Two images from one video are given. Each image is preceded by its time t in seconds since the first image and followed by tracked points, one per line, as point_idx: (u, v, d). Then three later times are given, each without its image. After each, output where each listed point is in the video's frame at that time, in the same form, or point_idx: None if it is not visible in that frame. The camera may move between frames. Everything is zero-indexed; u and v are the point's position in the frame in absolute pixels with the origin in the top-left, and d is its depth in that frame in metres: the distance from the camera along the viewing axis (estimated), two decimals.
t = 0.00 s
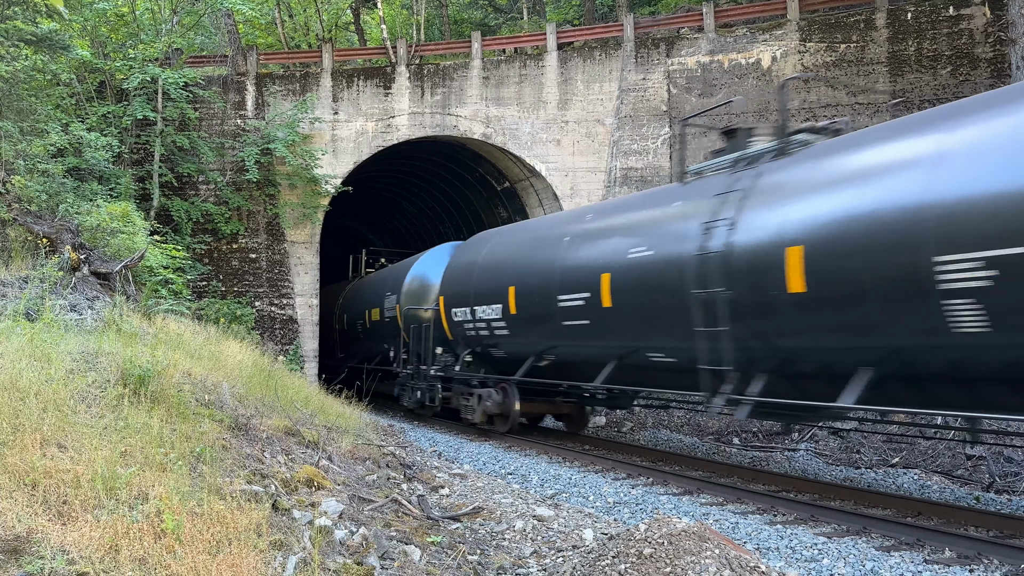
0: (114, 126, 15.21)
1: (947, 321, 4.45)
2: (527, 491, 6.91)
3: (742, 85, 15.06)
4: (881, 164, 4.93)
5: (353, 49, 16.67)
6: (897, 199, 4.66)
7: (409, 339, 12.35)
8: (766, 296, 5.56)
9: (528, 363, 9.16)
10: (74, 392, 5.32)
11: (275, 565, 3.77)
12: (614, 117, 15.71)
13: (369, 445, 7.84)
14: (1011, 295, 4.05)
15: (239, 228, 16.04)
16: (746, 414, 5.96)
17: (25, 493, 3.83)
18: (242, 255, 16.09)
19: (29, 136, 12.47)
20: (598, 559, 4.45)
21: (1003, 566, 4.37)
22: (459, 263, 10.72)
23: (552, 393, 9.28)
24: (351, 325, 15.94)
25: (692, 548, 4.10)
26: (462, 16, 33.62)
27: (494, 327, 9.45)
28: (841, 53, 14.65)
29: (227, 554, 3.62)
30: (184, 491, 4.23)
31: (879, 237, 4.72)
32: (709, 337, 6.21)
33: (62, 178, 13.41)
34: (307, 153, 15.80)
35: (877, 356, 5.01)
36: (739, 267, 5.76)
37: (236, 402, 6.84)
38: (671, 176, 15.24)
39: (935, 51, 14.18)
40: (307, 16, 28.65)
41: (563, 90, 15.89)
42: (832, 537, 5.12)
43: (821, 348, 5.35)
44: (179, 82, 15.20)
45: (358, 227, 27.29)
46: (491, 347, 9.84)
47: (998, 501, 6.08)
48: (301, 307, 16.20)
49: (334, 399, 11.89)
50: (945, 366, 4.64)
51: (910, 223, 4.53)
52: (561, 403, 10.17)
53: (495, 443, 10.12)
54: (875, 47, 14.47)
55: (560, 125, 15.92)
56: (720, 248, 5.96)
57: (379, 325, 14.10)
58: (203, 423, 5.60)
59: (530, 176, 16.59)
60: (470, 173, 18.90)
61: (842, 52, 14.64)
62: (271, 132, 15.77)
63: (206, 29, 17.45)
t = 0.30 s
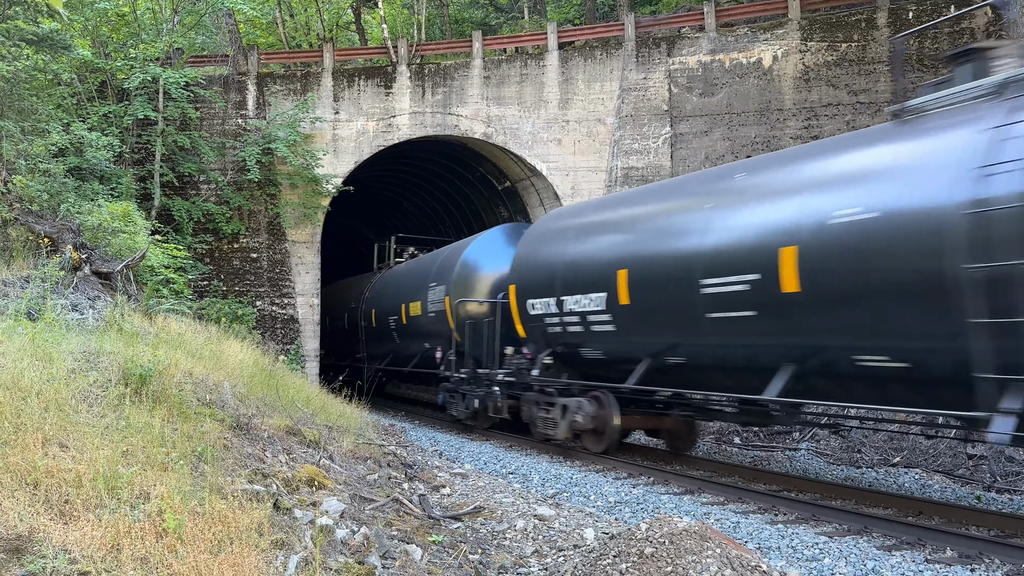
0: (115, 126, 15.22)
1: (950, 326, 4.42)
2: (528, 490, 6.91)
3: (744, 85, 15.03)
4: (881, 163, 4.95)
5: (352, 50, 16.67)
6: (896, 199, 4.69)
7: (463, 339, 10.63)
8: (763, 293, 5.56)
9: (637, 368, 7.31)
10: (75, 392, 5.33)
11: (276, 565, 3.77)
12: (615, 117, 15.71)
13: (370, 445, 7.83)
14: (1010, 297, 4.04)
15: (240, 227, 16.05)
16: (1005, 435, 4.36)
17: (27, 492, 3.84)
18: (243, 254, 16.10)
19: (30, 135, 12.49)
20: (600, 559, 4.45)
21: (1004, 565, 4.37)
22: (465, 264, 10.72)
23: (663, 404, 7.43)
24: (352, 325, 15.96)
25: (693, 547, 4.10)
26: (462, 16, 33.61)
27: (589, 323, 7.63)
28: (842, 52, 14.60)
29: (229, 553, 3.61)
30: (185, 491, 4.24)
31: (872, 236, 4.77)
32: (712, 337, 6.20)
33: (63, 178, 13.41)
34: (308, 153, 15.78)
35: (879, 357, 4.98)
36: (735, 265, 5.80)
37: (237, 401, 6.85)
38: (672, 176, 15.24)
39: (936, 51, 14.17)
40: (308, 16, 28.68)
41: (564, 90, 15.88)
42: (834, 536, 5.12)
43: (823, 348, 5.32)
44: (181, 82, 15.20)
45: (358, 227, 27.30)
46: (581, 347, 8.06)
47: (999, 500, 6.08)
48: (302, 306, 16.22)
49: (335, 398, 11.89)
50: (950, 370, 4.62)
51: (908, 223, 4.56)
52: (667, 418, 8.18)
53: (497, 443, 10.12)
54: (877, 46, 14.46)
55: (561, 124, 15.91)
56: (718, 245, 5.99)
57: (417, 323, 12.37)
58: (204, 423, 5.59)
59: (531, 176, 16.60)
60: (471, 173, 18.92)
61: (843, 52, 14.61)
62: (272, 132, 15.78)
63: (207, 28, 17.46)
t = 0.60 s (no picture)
0: (117, 126, 15.25)
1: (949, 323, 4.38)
2: (530, 490, 6.92)
3: (745, 84, 15.02)
4: (878, 157, 4.95)
5: (353, 49, 16.65)
6: (891, 194, 4.71)
7: (544, 339, 8.79)
8: (761, 288, 5.57)
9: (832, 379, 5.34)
10: (77, 391, 5.34)
11: (278, 563, 3.77)
12: (616, 116, 15.70)
13: (371, 444, 7.84)
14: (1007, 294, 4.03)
15: (241, 227, 16.07)
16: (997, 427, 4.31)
17: (30, 491, 3.85)
18: (245, 254, 16.11)
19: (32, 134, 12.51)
20: (601, 558, 4.45)
21: (1006, 565, 4.37)
22: (469, 264, 10.74)
23: (858, 423, 5.38)
24: (353, 324, 15.96)
25: (694, 547, 4.10)
26: (464, 15, 33.61)
27: (752, 319, 5.72)
28: (843, 52, 14.59)
29: (230, 553, 3.62)
30: (187, 490, 4.24)
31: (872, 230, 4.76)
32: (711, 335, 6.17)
33: (65, 178, 13.43)
34: (309, 153, 15.77)
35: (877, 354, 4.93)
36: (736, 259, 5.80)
37: (239, 401, 6.85)
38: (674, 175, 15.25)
39: (938, 50, 14.16)
40: (309, 15, 28.71)
41: (565, 89, 15.88)
42: (835, 536, 5.12)
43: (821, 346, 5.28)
44: (182, 82, 15.21)
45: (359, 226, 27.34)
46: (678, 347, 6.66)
47: (1001, 500, 6.08)
48: (304, 306, 16.24)
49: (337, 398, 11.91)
50: (948, 368, 4.53)
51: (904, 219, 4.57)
52: (834, 440, 6.12)
53: (498, 442, 10.13)
54: (878, 45, 14.42)
55: (563, 124, 15.90)
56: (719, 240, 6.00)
57: (466, 320, 10.64)
58: (206, 422, 5.59)
59: (532, 175, 16.61)
60: (472, 172, 18.89)
61: (844, 52, 14.59)
62: (274, 132, 15.80)
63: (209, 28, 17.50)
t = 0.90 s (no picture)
0: (119, 126, 15.28)
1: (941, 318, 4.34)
2: (531, 490, 6.92)
3: (747, 84, 15.02)
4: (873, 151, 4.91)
5: (355, 49, 16.64)
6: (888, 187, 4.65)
7: (674, 342, 6.94)
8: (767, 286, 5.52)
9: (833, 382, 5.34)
10: (79, 391, 5.35)
11: (280, 563, 3.78)
12: (617, 116, 15.69)
13: (373, 444, 7.84)
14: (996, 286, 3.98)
15: (243, 227, 16.08)
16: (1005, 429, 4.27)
17: (32, 491, 3.86)
18: (247, 255, 16.12)
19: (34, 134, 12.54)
20: (603, 559, 4.45)
21: (1008, 565, 4.37)
22: (471, 263, 10.74)
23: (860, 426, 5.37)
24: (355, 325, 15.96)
25: (696, 547, 4.10)
26: (465, 16, 33.57)
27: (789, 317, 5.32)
28: (845, 52, 14.59)
29: (232, 552, 3.62)
30: (189, 490, 4.26)
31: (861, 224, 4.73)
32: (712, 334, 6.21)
33: (67, 178, 13.45)
34: (311, 153, 15.80)
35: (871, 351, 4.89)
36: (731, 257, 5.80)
37: (240, 401, 6.85)
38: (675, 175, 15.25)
39: (940, 50, 14.15)
40: (311, 15, 28.76)
41: (567, 89, 15.88)
42: (837, 536, 5.12)
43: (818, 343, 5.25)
44: (184, 82, 15.23)
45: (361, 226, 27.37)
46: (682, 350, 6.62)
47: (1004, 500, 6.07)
48: (305, 306, 16.25)
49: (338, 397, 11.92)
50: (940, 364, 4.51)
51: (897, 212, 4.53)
52: None
53: (499, 442, 10.15)
54: (880, 45, 14.41)
55: (564, 124, 15.89)
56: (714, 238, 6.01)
57: (546, 316, 8.68)
58: (208, 422, 5.60)
59: (534, 175, 16.62)
60: (473, 172, 18.90)
61: (846, 52, 14.59)
62: (275, 132, 15.82)
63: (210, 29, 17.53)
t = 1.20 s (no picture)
0: (121, 127, 15.30)
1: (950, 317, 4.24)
2: (533, 490, 6.92)
3: (749, 84, 15.02)
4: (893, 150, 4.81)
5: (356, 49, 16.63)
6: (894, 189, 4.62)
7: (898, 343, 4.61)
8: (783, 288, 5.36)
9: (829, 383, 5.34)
10: (82, 391, 5.35)
11: (282, 562, 3.79)
12: (619, 116, 15.69)
13: (375, 444, 7.84)
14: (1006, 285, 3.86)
15: (245, 227, 16.09)
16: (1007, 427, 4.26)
17: (35, 490, 3.87)
18: (248, 254, 16.14)
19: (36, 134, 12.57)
20: (604, 559, 4.44)
21: (1009, 565, 4.37)
22: (467, 263, 10.73)
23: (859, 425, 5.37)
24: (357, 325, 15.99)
25: (697, 547, 4.10)
26: (467, 16, 33.50)
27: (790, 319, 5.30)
28: (847, 52, 14.58)
29: (235, 552, 3.63)
30: (192, 490, 4.27)
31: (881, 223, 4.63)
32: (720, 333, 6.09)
33: (69, 178, 13.48)
34: (313, 153, 15.88)
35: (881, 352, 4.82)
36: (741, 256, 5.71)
37: (242, 401, 6.86)
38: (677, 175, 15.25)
39: (942, 50, 14.13)
40: (313, 15, 28.78)
41: (568, 89, 15.87)
42: (839, 536, 5.12)
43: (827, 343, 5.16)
44: (186, 82, 15.27)
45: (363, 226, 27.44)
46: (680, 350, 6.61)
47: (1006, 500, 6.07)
48: (307, 306, 16.27)
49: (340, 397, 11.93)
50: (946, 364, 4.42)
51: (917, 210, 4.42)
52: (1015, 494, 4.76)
53: (501, 442, 10.15)
54: (882, 45, 14.40)
55: (566, 124, 15.89)
56: (726, 238, 5.89)
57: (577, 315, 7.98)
58: (211, 422, 5.61)
59: (536, 176, 16.62)
60: (475, 172, 18.92)
61: (848, 52, 14.58)
62: (277, 132, 15.85)
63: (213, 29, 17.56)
